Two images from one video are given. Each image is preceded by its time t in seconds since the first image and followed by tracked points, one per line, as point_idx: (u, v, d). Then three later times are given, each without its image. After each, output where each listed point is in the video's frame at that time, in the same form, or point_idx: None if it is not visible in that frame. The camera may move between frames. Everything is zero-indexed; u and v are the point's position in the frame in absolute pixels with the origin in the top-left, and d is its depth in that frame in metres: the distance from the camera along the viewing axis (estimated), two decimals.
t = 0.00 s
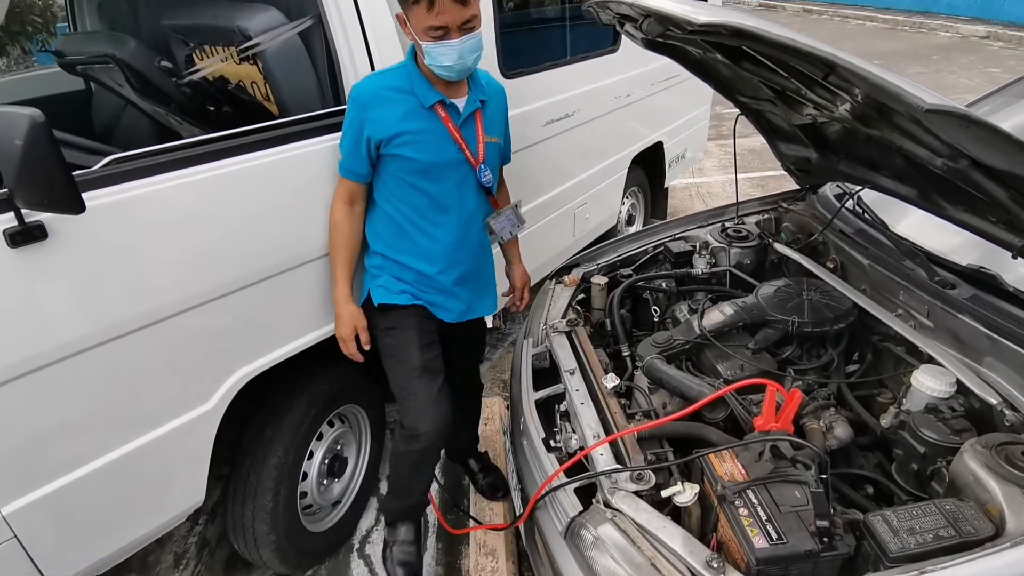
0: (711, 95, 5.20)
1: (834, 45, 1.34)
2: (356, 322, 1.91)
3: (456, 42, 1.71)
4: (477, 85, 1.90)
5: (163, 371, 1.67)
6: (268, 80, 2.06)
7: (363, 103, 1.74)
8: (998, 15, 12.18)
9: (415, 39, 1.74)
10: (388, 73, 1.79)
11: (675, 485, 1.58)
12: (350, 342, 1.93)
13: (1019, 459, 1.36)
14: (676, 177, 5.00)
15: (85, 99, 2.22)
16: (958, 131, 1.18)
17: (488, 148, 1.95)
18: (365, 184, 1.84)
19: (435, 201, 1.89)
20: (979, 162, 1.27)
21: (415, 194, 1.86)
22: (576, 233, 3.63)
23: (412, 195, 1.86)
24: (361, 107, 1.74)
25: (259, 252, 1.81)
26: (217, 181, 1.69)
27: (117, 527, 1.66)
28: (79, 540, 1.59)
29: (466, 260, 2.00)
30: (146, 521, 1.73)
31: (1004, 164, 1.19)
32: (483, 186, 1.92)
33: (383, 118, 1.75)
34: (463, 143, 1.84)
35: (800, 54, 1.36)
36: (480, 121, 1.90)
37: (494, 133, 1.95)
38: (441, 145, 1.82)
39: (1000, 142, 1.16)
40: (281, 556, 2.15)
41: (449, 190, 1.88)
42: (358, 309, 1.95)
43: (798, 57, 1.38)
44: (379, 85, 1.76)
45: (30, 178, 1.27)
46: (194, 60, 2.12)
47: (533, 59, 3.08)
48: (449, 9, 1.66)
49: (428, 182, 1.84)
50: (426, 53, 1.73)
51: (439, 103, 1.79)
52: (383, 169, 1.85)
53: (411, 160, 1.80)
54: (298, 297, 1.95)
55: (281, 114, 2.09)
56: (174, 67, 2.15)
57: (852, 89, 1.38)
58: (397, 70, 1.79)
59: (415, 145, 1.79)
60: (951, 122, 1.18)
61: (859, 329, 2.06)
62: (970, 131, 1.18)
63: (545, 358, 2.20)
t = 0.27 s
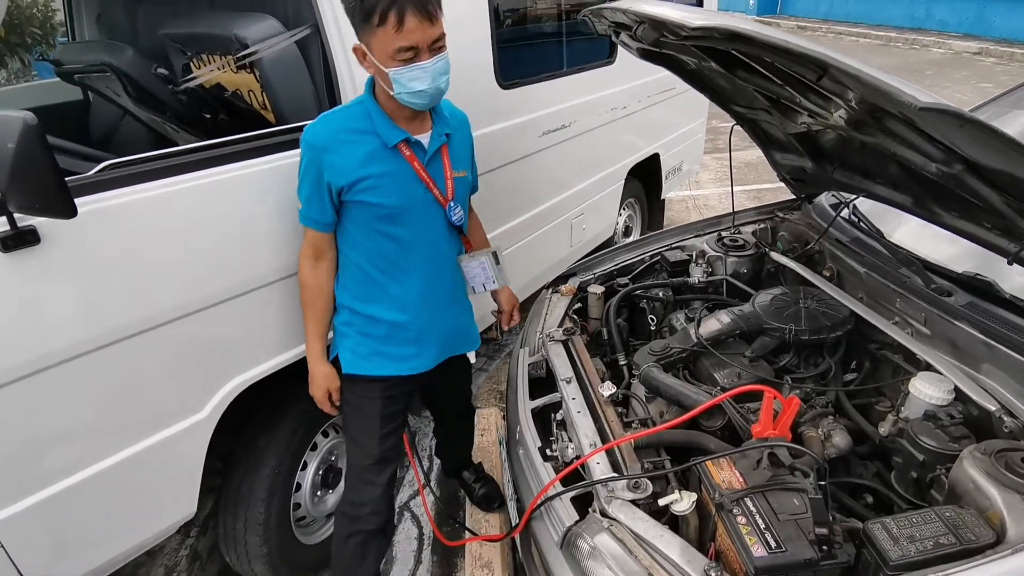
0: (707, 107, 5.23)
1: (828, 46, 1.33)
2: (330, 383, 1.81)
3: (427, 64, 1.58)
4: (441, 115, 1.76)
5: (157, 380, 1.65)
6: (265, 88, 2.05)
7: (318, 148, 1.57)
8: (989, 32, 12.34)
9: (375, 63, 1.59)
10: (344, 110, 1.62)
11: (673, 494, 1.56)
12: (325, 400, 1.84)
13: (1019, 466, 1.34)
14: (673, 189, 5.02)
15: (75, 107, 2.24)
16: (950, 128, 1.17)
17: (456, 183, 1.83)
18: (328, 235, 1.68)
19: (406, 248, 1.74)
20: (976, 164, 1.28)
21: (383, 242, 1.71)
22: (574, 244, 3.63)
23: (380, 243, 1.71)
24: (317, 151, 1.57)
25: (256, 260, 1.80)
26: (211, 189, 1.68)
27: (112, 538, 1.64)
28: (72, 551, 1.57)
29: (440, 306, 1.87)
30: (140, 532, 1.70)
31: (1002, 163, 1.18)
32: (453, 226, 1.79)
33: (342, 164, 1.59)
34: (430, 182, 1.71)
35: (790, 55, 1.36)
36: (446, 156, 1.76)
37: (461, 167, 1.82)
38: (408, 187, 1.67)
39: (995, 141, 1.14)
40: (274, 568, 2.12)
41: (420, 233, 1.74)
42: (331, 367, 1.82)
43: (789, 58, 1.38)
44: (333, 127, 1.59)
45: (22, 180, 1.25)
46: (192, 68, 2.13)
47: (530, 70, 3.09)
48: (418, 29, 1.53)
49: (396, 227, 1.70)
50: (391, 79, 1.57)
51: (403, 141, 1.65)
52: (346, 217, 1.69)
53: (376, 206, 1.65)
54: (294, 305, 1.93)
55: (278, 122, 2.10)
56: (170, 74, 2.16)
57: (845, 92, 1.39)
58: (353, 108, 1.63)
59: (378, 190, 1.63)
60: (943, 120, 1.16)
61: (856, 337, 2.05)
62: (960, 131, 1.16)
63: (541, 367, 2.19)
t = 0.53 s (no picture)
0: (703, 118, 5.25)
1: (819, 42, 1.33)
2: (270, 497, 1.46)
3: (359, 120, 1.39)
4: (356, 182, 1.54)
5: (149, 386, 1.65)
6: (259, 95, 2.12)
7: (205, 239, 1.33)
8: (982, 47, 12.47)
9: (285, 118, 1.34)
10: (229, 195, 1.38)
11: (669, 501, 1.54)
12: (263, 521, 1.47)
13: (1018, 471, 1.33)
14: (670, 200, 5.02)
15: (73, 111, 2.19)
16: (943, 122, 1.18)
17: (379, 254, 1.61)
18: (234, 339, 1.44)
19: (322, 340, 1.53)
20: (970, 163, 1.29)
21: (293, 336, 1.49)
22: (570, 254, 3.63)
23: (290, 336, 1.49)
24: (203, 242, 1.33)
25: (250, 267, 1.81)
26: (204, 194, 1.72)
27: (105, 546, 1.62)
28: (64, 559, 1.55)
29: (369, 396, 1.65)
30: (135, 542, 1.68)
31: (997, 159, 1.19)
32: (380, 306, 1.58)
33: (238, 253, 1.36)
34: (347, 264, 1.49)
35: (785, 53, 1.35)
36: (364, 229, 1.55)
37: (382, 238, 1.61)
38: (318, 272, 1.45)
39: (995, 135, 1.15)
40: None
41: (338, 322, 1.52)
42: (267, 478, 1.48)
43: (782, 57, 1.38)
44: (220, 209, 1.35)
45: (12, 184, 1.25)
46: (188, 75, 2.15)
47: (527, 81, 3.11)
48: (348, 81, 1.34)
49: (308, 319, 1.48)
50: (312, 139, 1.35)
51: (310, 222, 1.42)
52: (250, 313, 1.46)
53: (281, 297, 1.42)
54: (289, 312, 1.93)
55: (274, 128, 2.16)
56: (165, 81, 2.15)
57: (839, 95, 1.40)
58: (242, 187, 1.39)
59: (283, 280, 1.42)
60: (936, 113, 1.18)
61: (853, 345, 2.05)
62: (956, 124, 1.17)
63: (537, 375, 2.17)
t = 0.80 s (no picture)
0: (694, 120, 5.25)
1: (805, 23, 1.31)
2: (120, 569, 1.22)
3: (275, 125, 1.31)
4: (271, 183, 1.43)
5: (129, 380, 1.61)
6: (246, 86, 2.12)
7: (87, 254, 1.21)
8: (970, 53, 12.59)
9: (185, 113, 1.22)
10: (120, 205, 1.26)
11: (659, 495, 1.52)
12: None
13: (1014, 463, 1.31)
14: (661, 202, 5.02)
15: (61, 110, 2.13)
16: (934, 103, 1.14)
17: (304, 262, 1.50)
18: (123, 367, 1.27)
19: (231, 360, 1.42)
20: (957, 148, 1.29)
21: (197, 357, 1.38)
22: (561, 253, 3.61)
23: (194, 357, 1.38)
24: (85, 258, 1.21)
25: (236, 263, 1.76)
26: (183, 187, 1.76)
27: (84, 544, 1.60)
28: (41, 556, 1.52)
29: (293, 417, 1.55)
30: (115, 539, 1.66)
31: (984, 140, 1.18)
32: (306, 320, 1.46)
33: (127, 268, 1.24)
34: (262, 274, 1.37)
35: (774, 37, 1.33)
36: (282, 233, 1.43)
37: (305, 244, 1.49)
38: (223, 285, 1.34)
39: (982, 117, 1.11)
40: None
41: (250, 339, 1.41)
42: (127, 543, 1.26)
43: (770, 41, 1.36)
44: (106, 221, 1.24)
45: None
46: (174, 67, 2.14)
47: (518, 79, 3.10)
48: (268, 82, 1.25)
49: (214, 336, 1.36)
50: (219, 142, 1.25)
51: (213, 231, 1.31)
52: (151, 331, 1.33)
53: (181, 316, 1.31)
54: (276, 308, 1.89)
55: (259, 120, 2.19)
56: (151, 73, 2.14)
57: (828, 82, 1.38)
58: (130, 196, 1.28)
59: (185, 296, 1.30)
60: (925, 93, 1.13)
61: (844, 340, 2.03)
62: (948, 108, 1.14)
63: (527, 372, 2.14)
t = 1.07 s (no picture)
0: (680, 104, 5.23)
1: None
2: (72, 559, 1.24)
3: (229, 105, 1.26)
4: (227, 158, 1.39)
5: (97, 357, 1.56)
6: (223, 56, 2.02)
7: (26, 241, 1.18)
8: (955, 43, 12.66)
9: (131, 83, 1.17)
10: (64, 188, 1.22)
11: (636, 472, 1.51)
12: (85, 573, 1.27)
13: (991, 439, 1.30)
14: (647, 186, 5.00)
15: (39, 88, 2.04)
16: (916, 64, 1.14)
17: (265, 243, 1.44)
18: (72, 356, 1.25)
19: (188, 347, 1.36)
20: (941, 117, 1.28)
21: (150, 346, 1.33)
22: (545, 235, 3.58)
23: (147, 345, 1.33)
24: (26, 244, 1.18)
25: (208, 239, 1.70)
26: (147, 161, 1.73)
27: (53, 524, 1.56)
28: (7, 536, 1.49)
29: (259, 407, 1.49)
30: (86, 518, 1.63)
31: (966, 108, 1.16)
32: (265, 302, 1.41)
33: (67, 253, 1.20)
34: (216, 255, 1.32)
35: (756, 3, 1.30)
36: (239, 209, 1.39)
37: (266, 223, 1.45)
38: (172, 267, 1.29)
39: (956, 70, 1.11)
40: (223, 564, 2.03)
41: (205, 324, 1.36)
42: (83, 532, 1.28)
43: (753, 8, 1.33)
44: (46, 204, 1.20)
45: None
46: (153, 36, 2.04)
47: (501, 57, 3.04)
48: (227, 60, 1.20)
49: (167, 322, 1.31)
50: (165, 117, 1.20)
51: (159, 209, 1.27)
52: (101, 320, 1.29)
53: (128, 301, 1.26)
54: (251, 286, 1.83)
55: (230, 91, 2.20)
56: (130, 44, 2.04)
57: (811, 52, 1.36)
58: (72, 176, 1.24)
59: (130, 279, 1.25)
60: (908, 52, 1.13)
61: (824, 321, 2.03)
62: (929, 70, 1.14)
63: (507, 351, 2.12)
